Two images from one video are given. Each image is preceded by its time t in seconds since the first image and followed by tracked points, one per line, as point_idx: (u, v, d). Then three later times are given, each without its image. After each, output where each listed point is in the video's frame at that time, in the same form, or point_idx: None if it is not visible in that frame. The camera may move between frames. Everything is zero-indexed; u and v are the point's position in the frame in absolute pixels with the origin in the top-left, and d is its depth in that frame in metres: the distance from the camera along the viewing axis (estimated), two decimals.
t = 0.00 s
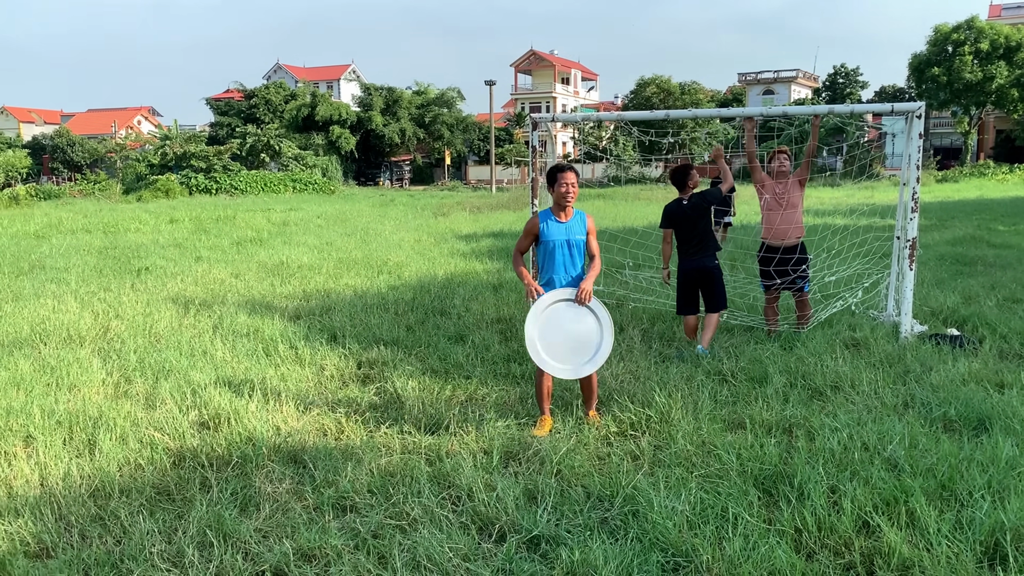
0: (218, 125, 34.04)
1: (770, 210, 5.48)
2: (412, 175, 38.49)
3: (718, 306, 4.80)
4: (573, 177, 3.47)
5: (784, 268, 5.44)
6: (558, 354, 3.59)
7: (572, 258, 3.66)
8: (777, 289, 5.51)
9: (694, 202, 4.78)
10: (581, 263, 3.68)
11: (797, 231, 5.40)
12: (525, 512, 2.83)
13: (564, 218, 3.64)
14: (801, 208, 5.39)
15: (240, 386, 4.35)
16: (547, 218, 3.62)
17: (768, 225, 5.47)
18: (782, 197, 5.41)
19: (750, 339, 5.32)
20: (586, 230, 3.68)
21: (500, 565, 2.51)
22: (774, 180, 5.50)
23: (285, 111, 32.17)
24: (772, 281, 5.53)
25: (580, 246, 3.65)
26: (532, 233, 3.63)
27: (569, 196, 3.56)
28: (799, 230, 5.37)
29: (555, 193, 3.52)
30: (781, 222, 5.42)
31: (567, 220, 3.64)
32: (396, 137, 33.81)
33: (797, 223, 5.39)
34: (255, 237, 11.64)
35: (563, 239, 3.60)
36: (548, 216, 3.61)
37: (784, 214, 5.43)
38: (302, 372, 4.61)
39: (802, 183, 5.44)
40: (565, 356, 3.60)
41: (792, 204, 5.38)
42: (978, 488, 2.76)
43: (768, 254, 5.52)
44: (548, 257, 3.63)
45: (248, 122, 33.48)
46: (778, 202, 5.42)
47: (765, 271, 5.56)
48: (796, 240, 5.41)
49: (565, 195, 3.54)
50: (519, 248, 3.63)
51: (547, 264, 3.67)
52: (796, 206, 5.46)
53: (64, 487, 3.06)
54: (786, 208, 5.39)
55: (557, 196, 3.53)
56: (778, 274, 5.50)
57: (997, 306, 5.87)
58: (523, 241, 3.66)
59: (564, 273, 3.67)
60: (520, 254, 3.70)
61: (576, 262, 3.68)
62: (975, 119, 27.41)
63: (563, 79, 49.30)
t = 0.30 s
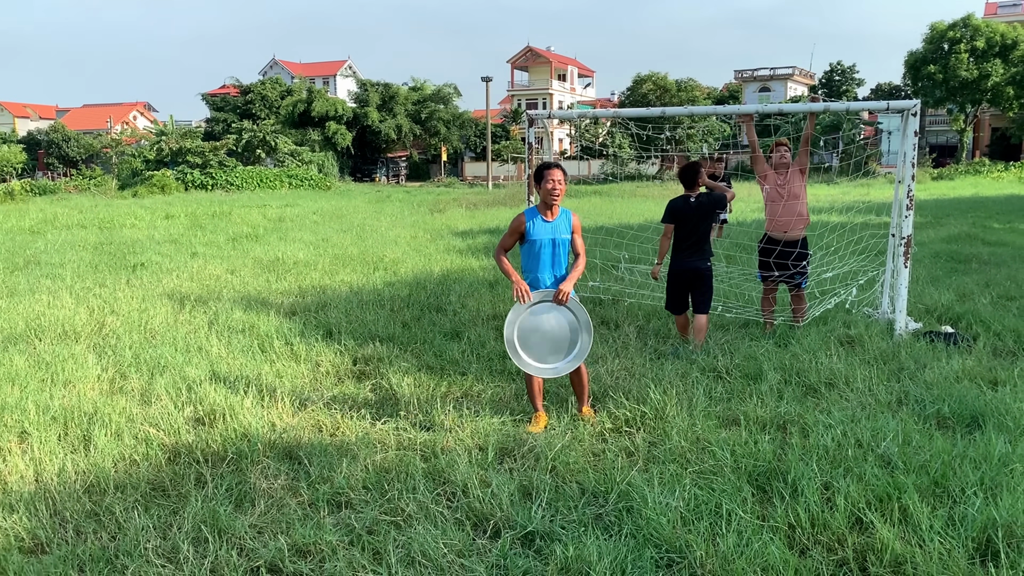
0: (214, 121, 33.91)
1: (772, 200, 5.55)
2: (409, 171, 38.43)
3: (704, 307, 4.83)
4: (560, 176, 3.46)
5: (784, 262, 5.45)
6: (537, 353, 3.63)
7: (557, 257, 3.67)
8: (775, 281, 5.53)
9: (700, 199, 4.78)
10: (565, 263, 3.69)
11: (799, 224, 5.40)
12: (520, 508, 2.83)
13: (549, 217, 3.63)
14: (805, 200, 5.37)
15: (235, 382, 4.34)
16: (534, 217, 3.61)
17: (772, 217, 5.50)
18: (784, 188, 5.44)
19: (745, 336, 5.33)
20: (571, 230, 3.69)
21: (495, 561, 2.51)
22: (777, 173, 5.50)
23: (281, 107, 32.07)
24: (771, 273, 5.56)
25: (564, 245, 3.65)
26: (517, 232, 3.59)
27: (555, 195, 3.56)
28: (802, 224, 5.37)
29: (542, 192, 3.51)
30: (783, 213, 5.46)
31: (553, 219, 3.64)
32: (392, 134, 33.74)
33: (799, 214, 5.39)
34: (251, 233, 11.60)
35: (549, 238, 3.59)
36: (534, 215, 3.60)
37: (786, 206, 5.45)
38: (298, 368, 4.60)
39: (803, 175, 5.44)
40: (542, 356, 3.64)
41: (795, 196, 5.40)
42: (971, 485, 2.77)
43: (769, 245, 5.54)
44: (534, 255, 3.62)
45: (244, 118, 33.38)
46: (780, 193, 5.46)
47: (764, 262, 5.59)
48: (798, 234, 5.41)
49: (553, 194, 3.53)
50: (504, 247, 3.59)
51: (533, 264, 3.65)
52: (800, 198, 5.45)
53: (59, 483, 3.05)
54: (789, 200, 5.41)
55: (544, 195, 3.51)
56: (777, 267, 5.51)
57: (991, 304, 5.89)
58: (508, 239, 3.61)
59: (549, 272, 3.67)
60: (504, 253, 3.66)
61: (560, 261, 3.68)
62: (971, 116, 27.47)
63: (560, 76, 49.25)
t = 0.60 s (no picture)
0: (214, 115, 33.83)
1: (773, 200, 5.52)
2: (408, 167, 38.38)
3: (700, 305, 4.84)
4: (566, 173, 3.47)
5: (784, 261, 5.45)
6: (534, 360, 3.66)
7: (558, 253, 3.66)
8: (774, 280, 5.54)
9: (700, 198, 4.80)
10: (565, 259, 3.69)
11: (800, 223, 5.42)
12: (518, 503, 2.84)
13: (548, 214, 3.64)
14: (807, 199, 5.38)
15: (235, 376, 4.35)
16: (535, 213, 3.60)
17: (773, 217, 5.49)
18: (784, 187, 5.44)
19: (743, 334, 5.34)
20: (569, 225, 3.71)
21: (494, 555, 2.52)
22: (777, 173, 5.52)
23: (281, 102, 32.01)
24: (770, 273, 5.56)
25: (565, 241, 3.66)
26: (518, 230, 3.57)
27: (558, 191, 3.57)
28: (803, 223, 5.38)
29: (544, 189, 3.52)
30: (784, 212, 5.44)
31: (553, 216, 3.64)
32: (392, 130, 33.70)
33: (801, 214, 5.39)
34: (250, 228, 11.58)
35: (551, 235, 3.59)
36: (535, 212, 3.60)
37: (787, 205, 5.44)
38: (297, 363, 4.60)
39: (804, 174, 5.45)
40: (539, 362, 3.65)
41: (796, 195, 5.40)
42: (967, 483, 2.78)
43: (769, 245, 5.55)
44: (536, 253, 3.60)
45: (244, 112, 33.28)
46: (781, 192, 5.46)
47: (763, 261, 5.59)
48: (798, 233, 5.43)
49: (555, 191, 3.54)
50: (506, 245, 3.57)
51: (534, 261, 3.64)
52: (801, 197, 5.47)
53: (59, 475, 3.06)
54: (789, 200, 5.42)
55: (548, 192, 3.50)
56: (777, 266, 5.51)
57: (989, 304, 5.91)
58: (510, 237, 3.59)
59: (551, 267, 3.67)
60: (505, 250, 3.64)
61: (561, 257, 3.68)
62: (970, 117, 27.48)
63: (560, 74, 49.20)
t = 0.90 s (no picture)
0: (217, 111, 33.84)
1: (776, 202, 5.53)
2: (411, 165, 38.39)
3: (697, 305, 4.80)
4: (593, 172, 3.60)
5: (787, 263, 5.45)
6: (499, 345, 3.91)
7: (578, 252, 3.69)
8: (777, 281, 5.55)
9: (685, 198, 4.76)
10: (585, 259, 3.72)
11: (804, 225, 5.42)
12: (522, 500, 2.85)
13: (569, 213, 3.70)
14: (810, 201, 5.41)
15: (239, 370, 4.36)
16: (558, 210, 3.65)
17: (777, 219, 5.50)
18: (788, 189, 5.46)
19: (746, 335, 5.35)
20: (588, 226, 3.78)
21: (497, 552, 2.54)
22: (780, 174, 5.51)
23: (284, 98, 32.03)
24: (773, 274, 5.57)
25: (586, 240, 3.71)
26: (543, 224, 3.58)
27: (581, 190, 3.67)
28: (806, 223, 5.39)
29: (570, 186, 3.61)
30: (787, 214, 5.45)
31: (574, 215, 3.70)
32: (395, 127, 33.71)
33: (804, 215, 5.41)
34: (253, 224, 11.60)
35: (574, 231, 3.63)
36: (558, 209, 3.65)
37: (791, 207, 5.45)
38: (300, 359, 4.62)
39: (807, 176, 5.49)
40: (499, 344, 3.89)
41: (800, 196, 5.41)
42: (970, 485, 2.79)
43: (773, 246, 5.56)
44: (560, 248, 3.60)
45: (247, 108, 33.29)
46: (784, 194, 5.47)
47: (766, 262, 5.59)
48: (802, 235, 5.43)
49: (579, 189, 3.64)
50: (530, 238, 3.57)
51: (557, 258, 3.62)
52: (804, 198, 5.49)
53: (64, 467, 3.07)
54: (792, 201, 5.43)
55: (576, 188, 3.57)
56: (781, 268, 5.51)
57: (991, 307, 5.91)
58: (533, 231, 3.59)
59: (571, 265, 3.66)
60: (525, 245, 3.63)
61: (581, 256, 3.70)
62: (974, 120, 27.43)
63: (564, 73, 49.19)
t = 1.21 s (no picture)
0: (221, 109, 33.88)
1: (778, 204, 5.50)
2: (414, 164, 38.43)
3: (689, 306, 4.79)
4: (621, 175, 3.60)
5: (790, 264, 5.47)
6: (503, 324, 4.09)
7: (600, 252, 3.74)
8: (780, 282, 5.57)
9: (672, 199, 4.80)
10: (608, 261, 3.74)
11: (806, 226, 5.39)
12: (526, 499, 2.86)
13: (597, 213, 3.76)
14: (811, 203, 5.37)
15: (243, 368, 4.38)
16: (582, 210, 3.72)
17: (779, 220, 5.48)
18: (790, 191, 5.44)
19: (749, 336, 5.36)
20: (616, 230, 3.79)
21: (501, 551, 2.54)
22: (783, 175, 5.52)
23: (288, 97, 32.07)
24: (776, 275, 5.59)
25: (609, 243, 3.74)
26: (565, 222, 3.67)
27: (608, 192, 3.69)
28: (808, 224, 5.36)
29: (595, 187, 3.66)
30: (789, 216, 5.43)
31: (601, 217, 3.74)
32: (399, 126, 33.75)
33: (807, 216, 5.38)
34: (256, 222, 11.62)
35: (596, 231, 3.68)
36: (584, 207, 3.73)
37: (792, 208, 5.43)
38: (304, 357, 4.63)
39: (809, 178, 5.47)
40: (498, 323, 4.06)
41: (801, 198, 5.38)
42: (974, 487, 2.79)
43: (775, 247, 5.57)
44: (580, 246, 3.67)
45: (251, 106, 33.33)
46: (787, 195, 5.45)
47: (769, 263, 5.61)
48: (804, 236, 5.41)
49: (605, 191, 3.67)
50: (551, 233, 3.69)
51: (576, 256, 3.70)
52: (806, 200, 5.45)
53: (70, 464, 3.09)
54: (794, 202, 5.42)
55: (602, 189, 3.62)
56: (784, 269, 5.54)
57: (995, 310, 5.90)
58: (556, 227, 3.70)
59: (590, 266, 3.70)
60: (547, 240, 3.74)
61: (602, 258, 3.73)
62: (978, 122, 27.34)
63: (568, 73, 49.20)
